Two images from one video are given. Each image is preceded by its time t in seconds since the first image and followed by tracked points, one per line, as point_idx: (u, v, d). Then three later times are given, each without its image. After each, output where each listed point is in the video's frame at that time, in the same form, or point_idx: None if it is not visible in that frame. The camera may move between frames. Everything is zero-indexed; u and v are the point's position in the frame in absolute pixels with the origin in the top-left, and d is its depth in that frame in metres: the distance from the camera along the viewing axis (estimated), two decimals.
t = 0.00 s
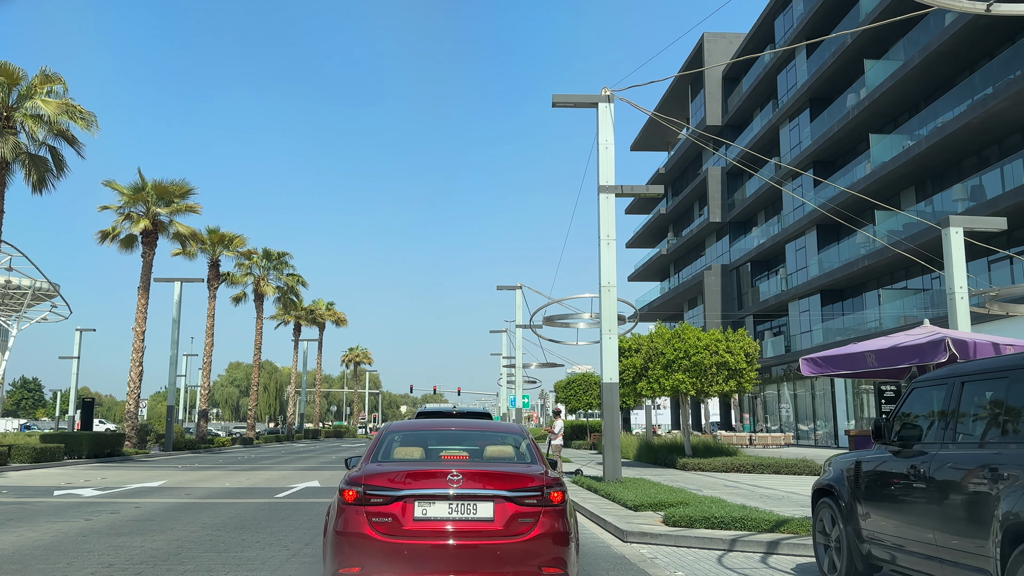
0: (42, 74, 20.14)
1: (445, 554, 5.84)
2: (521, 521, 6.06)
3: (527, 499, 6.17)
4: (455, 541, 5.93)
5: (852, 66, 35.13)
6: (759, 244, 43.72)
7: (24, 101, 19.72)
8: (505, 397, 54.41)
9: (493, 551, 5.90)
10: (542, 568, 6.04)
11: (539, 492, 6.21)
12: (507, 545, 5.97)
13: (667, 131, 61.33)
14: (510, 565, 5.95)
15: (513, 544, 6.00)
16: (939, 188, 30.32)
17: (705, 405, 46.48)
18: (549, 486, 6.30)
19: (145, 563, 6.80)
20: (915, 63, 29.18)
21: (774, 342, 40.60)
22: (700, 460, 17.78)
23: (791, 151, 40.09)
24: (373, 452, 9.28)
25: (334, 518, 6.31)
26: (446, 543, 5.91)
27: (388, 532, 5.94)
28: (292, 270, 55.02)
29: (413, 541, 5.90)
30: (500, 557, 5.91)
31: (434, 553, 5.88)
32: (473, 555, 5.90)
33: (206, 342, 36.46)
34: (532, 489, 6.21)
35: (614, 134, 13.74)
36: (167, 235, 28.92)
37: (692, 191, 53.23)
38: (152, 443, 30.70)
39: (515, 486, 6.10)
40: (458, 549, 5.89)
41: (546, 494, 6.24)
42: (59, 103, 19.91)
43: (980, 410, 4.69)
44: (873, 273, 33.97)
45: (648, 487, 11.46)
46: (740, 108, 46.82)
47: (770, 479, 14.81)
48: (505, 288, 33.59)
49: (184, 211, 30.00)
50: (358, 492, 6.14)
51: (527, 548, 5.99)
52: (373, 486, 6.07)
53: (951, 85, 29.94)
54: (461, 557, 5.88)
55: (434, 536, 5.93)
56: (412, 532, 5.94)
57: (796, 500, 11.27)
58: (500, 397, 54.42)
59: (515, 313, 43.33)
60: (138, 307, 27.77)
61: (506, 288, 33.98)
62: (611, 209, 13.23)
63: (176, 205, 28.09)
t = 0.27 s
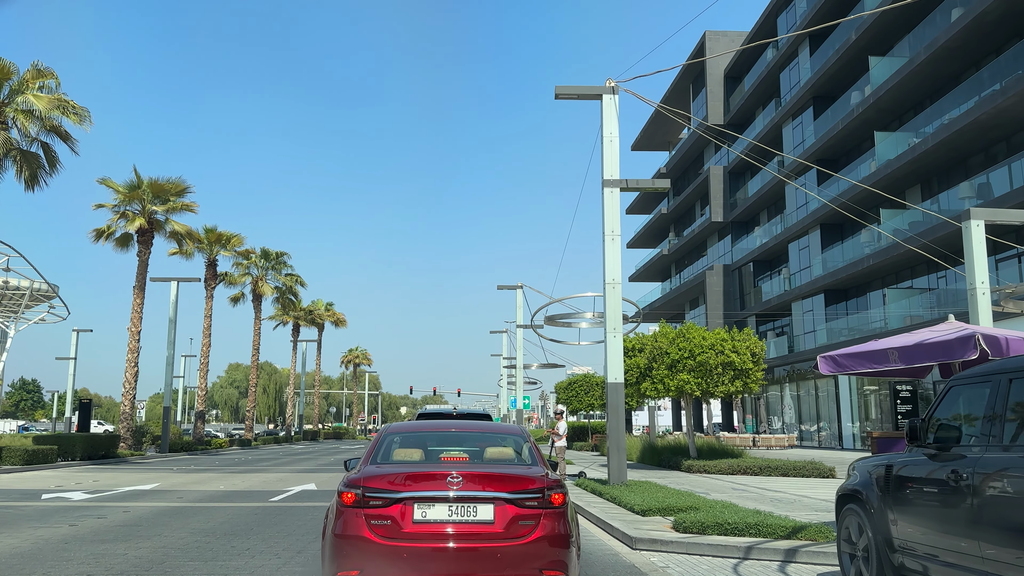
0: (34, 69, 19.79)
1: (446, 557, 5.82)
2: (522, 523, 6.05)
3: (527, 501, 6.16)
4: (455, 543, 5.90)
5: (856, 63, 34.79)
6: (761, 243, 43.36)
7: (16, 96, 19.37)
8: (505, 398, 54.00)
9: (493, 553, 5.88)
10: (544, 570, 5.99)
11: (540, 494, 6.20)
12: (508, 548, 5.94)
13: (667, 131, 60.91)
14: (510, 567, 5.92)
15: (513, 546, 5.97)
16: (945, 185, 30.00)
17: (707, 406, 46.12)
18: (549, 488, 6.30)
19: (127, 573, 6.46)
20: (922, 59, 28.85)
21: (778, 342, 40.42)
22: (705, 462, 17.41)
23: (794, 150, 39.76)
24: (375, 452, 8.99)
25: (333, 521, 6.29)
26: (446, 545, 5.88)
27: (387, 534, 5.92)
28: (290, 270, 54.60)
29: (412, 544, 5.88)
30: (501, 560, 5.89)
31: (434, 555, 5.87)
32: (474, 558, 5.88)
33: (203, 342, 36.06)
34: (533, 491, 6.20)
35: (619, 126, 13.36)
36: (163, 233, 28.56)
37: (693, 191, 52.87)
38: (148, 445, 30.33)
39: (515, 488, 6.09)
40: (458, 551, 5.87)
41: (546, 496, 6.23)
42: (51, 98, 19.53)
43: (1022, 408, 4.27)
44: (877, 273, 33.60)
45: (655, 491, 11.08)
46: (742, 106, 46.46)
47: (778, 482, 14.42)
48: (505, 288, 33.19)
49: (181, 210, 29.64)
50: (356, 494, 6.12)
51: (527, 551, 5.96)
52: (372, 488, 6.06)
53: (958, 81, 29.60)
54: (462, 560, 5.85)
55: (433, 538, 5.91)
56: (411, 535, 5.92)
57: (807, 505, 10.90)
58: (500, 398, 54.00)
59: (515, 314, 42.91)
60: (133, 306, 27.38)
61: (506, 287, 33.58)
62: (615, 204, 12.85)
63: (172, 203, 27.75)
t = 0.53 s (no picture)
0: (25, 63, 19.38)
1: (446, 562, 5.64)
2: (524, 528, 5.87)
3: (529, 504, 5.99)
4: (455, 548, 5.71)
5: (861, 60, 34.40)
6: (764, 243, 42.96)
7: (7, 91, 18.97)
8: (506, 399, 53.56)
9: (495, 558, 5.69)
10: None
11: (541, 498, 6.03)
12: (510, 553, 5.75)
13: (669, 130, 60.49)
14: (512, 573, 5.73)
15: (516, 551, 5.77)
16: (951, 183, 29.64)
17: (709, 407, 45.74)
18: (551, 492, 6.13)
19: None
20: (928, 55, 28.48)
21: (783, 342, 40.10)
22: (711, 464, 17.00)
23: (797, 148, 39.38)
24: (373, 455, 8.61)
25: (330, 525, 6.10)
26: (446, 551, 5.69)
27: (385, 539, 5.74)
28: (289, 270, 54.18)
29: (411, 549, 5.69)
30: (502, 566, 5.69)
31: (433, 560, 5.68)
32: (474, 563, 5.69)
33: (201, 342, 35.66)
34: (535, 494, 6.03)
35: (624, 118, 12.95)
36: (158, 232, 28.17)
37: (695, 190, 52.48)
38: (144, 446, 29.93)
39: (517, 490, 5.92)
40: (459, 557, 5.68)
41: (549, 500, 6.06)
42: (43, 92, 19.12)
43: None
44: (882, 272, 33.20)
45: (662, 495, 10.67)
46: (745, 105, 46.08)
47: (787, 484, 14.01)
48: (505, 287, 32.78)
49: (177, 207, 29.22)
50: (354, 497, 5.95)
51: (529, 556, 5.77)
52: (370, 491, 5.89)
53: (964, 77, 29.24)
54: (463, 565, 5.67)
55: (433, 543, 5.72)
56: (410, 539, 5.73)
57: (821, 508, 10.48)
58: (501, 399, 53.61)
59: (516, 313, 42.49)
60: (129, 306, 27.00)
61: (507, 287, 33.18)
62: (620, 197, 12.44)
63: (168, 201, 27.35)
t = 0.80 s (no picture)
0: (16, 55, 18.98)
1: (446, 566, 5.50)
2: (525, 531, 5.74)
3: (530, 508, 5.87)
4: (455, 552, 5.58)
5: (865, 56, 34.01)
6: (767, 241, 42.56)
7: None
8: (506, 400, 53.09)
9: (496, 562, 5.56)
10: None
11: (543, 501, 5.91)
12: (511, 557, 5.61)
13: (670, 129, 60.05)
14: None
15: (517, 555, 5.63)
16: (958, 180, 29.27)
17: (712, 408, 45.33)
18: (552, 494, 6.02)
19: None
20: (934, 50, 28.11)
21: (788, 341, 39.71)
22: (718, 465, 16.59)
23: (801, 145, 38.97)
24: (375, 453, 8.22)
25: (326, 529, 5.96)
26: (445, 555, 5.55)
27: (383, 542, 5.60)
28: (288, 270, 53.74)
29: (410, 552, 5.55)
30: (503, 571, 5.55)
31: (433, 564, 5.53)
32: (474, 568, 5.55)
33: (197, 342, 35.24)
34: (536, 496, 5.92)
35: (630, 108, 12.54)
36: (154, 229, 27.75)
37: (697, 188, 52.06)
38: (139, 447, 29.52)
39: (518, 493, 5.81)
40: (458, 561, 5.54)
41: (550, 503, 5.94)
42: (34, 85, 18.70)
43: None
44: (888, 271, 32.79)
45: (671, 498, 10.27)
46: (747, 102, 45.68)
47: (798, 486, 13.60)
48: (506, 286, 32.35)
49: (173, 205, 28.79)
50: (351, 500, 5.83)
51: (530, 561, 5.64)
52: (368, 493, 5.77)
53: (971, 73, 28.86)
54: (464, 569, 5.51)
55: (432, 548, 5.58)
56: (409, 542, 5.60)
57: (837, 512, 10.08)
58: (501, 399, 53.18)
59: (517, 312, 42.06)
60: (124, 305, 26.60)
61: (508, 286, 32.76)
62: (626, 190, 12.04)
63: (164, 199, 26.96)
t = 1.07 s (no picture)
0: (8, 47, 18.62)
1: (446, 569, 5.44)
2: (526, 533, 5.69)
3: (532, 509, 5.81)
4: (455, 555, 5.52)
5: (870, 52, 33.66)
6: (770, 240, 42.19)
7: None
8: (507, 400, 52.69)
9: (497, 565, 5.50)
10: None
11: (545, 503, 5.85)
12: (513, 560, 5.56)
13: (672, 126, 59.61)
14: None
15: (518, 558, 5.58)
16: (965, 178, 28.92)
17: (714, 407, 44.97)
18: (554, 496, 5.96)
19: None
20: (940, 46, 27.76)
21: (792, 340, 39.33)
22: (724, 466, 16.23)
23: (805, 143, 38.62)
24: (372, 455, 7.87)
25: (325, 531, 5.91)
26: (446, 557, 5.49)
27: (383, 545, 5.56)
28: (287, 269, 53.36)
29: (411, 556, 5.49)
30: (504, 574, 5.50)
31: (433, 568, 5.48)
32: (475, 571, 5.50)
33: (195, 342, 34.86)
34: (538, 498, 5.86)
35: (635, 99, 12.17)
36: (150, 227, 27.38)
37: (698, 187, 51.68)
38: (136, 448, 29.16)
39: (520, 494, 5.75)
40: (459, 564, 5.49)
41: (552, 505, 5.88)
42: (26, 79, 18.34)
43: None
44: (892, 269, 32.43)
45: (679, 501, 9.90)
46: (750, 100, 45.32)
47: (808, 488, 13.25)
48: (507, 284, 31.99)
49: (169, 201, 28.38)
50: (350, 502, 5.77)
51: (532, 564, 5.58)
52: (367, 495, 5.70)
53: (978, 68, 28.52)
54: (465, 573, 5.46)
55: (432, 550, 5.52)
56: (408, 546, 5.54)
57: (851, 515, 9.74)
58: (502, 399, 52.78)
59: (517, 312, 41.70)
60: (119, 303, 26.23)
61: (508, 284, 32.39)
62: (632, 183, 11.68)
63: (160, 196, 26.59)
